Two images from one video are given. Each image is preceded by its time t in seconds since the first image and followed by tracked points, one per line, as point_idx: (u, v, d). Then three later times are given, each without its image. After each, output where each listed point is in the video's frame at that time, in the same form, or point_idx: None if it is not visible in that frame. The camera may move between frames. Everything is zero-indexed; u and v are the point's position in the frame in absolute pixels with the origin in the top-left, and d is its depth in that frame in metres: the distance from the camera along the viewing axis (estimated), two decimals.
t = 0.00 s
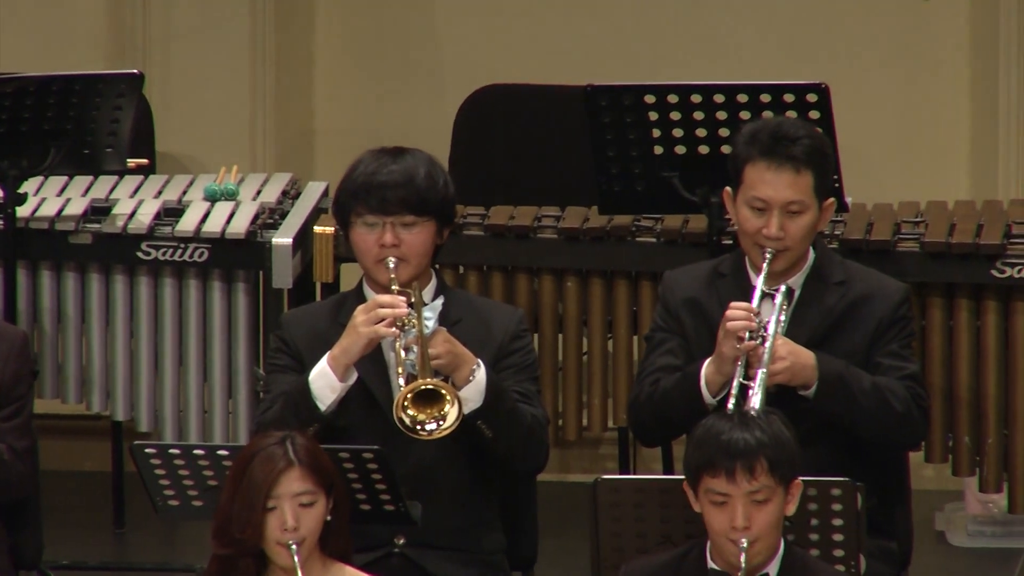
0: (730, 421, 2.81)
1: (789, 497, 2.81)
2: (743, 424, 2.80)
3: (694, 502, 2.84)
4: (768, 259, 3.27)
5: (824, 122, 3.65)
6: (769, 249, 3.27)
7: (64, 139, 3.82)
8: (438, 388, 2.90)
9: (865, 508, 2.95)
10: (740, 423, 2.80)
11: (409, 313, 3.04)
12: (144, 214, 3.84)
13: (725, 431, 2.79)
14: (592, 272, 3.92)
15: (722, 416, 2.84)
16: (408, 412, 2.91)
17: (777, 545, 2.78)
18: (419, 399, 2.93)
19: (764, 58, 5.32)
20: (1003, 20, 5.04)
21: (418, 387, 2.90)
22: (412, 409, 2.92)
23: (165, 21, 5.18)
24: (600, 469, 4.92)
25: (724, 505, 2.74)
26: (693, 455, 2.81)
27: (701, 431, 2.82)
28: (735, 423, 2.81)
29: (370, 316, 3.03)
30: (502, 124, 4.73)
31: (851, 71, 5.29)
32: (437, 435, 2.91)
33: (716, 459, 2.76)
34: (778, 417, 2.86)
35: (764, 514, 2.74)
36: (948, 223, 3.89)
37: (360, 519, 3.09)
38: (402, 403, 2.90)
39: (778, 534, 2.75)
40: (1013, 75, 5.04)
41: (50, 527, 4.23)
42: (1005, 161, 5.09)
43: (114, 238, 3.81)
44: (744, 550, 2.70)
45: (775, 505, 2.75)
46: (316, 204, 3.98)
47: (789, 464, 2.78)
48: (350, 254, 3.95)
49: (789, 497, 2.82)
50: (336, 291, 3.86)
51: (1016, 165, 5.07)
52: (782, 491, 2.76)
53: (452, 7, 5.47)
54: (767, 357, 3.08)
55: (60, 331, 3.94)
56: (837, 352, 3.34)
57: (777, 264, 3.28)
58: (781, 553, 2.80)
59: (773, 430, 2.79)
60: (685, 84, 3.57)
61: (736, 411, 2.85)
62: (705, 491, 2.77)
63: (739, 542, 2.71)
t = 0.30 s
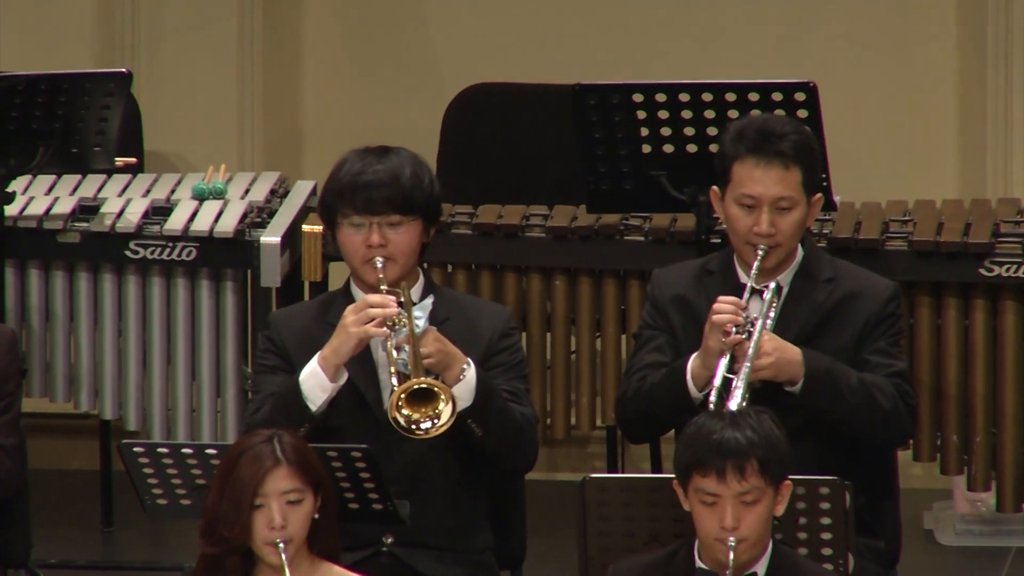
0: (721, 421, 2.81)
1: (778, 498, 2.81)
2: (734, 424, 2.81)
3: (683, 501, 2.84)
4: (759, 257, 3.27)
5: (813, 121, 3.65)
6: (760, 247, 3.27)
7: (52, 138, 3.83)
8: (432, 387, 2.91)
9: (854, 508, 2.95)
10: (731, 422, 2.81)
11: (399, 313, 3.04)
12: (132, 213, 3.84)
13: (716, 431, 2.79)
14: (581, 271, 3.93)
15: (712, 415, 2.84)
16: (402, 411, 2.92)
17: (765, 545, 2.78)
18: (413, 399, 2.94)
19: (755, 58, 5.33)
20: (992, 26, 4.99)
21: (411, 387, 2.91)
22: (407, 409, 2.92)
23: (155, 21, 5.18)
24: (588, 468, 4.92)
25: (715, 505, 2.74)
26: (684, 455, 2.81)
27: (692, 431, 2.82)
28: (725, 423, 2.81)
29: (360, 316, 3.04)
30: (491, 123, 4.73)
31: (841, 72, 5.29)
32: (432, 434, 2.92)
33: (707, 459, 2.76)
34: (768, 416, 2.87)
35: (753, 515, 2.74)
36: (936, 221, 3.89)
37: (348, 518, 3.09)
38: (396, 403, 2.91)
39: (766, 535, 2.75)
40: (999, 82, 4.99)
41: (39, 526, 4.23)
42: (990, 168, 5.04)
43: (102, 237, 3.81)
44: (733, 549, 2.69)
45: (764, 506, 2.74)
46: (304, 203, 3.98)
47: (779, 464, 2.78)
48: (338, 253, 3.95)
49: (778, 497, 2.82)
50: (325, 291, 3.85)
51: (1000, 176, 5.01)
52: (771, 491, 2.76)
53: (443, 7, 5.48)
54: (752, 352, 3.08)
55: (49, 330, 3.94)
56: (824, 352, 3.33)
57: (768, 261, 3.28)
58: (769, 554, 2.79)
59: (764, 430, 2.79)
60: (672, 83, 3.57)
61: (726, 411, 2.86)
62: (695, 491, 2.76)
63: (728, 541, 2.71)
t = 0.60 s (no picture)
0: (710, 420, 2.82)
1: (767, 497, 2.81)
2: (724, 422, 2.81)
3: (673, 501, 2.84)
4: (747, 256, 3.26)
5: (801, 120, 3.65)
6: (747, 246, 3.26)
7: (39, 138, 3.84)
8: (421, 386, 2.90)
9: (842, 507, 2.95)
10: (721, 421, 2.81)
11: (388, 313, 3.03)
12: (120, 213, 3.84)
13: (706, 429, 2.79)
14: (569, 270, 3.93)
15: (702, 414, 2.84)
16: (392, 412, 2.91)
17: (754, 545, 2.78)
18: (402, 399, 2.93)
19: (746, 58, 5.33)
20: (980, 28, 4.97)
21: (401, 387, 2.90)
22: (397, 409, 2.91)
23: (145, 21, 5.19)
24: (576, 468, 4.92)
25: (704, 503, 2.73)
26: (674, 453, 2.81)
27: (682, 430, 2.82)
28: (715, 422, 2.81)
29: (349, 315, 3.03)
30: (481, 123, 4.74)
31: (832, 71, 5.30)
32: (422, 434, 2.91)
33: (696, 457, 2.76)
34: (758, 416, 2.87)
35: (743, 513, 2.73)
36: (924, 220, 3.89)
37: (336, 518, 3.09)
38: (385, 404, 2.89)
39: (755, 533, 2.75)
40: (987, 85, 4.97)
41: (27, 526, 4.23)
42: (978, 168, 5.02)
43: (91, 236, 3.82)
44: (722, 548, 2.68)
45: (753, 504, 2.74)
46: (292, 202, 3.98)
47: (769, 463, 2.78)
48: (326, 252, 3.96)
49: (767, 496, 2.81)
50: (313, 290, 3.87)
51: (989, 176, 5.00)
52: (761, 490, 2.76)
53: (435, 6, 5.48)
54: (741, 351, 3.08)
55: (37, 329, 3.94)
56: (811, 350, 3.34)
57: (755, 261, 3.28)
58: (759, 553, 2.79)
59: (753, 429, 2.80)
60: (660, 83, 3.58)
61: (715, 410, 2.86)
62: (685, 489, 2.76)
63: (717, 540, 2.69)
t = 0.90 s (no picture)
0: (704, 419, 2.81)
1: (761, 497, 2.81)
2: (719, 421, 2.81)
3: (667, 500, 2.83)
4: (738, 258, 3.26)
5: (794, 120, 3.65)
6: (738, 247, 3.26)
7: (33, 138, 3.87)
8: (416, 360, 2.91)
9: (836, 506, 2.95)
10: (716, 420, 2.81)
11: (381, 298, 3.07)
12: (114, 212, 3.84)
13: (700, 429, 2.79)
14: (562, 270, 3.93)
15: (696, 413, 2.84)
16: (386, 385, 2.91)
17: (748, 544, 2.78)
18: (396, 373, 2.93)
19: (741, 58, 5.33)
20: (973, 27, 4.98)
21: (394, 361, 2.91)
22: (390, 383, 2.92)
23: (138, 22, 5.18)
24: (570, 468, 4.92)
25: (698, 503, 2.74)
26: (668, 453, 2.80)
27: (676, 429, 2.82)
28: (709, 421, 2.81)
29: (342, 303, 3.05)
30: (474, 123, 4.74)
31: (827, 71, 5.30)
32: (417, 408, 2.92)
33: (691, 457, 2.76)
34: (752, 415, 2.87)
35: (736, 513, 2.74)
36: (918, 220, 3.89)
37: (329, 518, 3.09)
38: (380, 375, 2.90)
39: (748, 533, 2.75)
40: (980, 85, 4.98)
41: (20, 526, 4.22)
42: (971, 167, 5.04)
43: (84, 236, 3.82)
44: (716, 548, 2.70)
45: (748, 504, 2.75)
46: (286, 202, 3.98)
47: (764, 462, 2.78)
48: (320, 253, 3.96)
49: (762, 495, 2.82)
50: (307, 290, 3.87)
51: (981, 174, 5.01)
52: (755, 490, 2.76)
53: (430, 6, 5.48)
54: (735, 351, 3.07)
55: (30, 329, 3.94)
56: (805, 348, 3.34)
57: (746, 262, 3.28)
58: (752, 553, 2.79)
59: (748, 429, 2.79)
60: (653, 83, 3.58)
61: (710, 410, 2.85)
62: (679, 489, 2.76)
63: (712, 539, 2.71)
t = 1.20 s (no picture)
0: (698, 419, 2.81)
1: (755, 497, 2.81)
2: (713, 421, 2.81)
3: (661, 500, 2.83)
4: (734, 255, 3.26)
5: (789, 120, 3.65)
6: (734, 246, 3.26)
7: (28, 137, 3.87)
8: (411, 363, 2.92)
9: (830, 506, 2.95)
10: (710, 420, 2.81)
11: (376, 301, 3.07)
12: (109, 212, 3.85)
13: (694, 428, 2.79)
14: (557, 269, 3.92)
15: (690, 413, 2.84)
16: (382, 390, 2.93)
17: (743, 544, 2.77)
18: (393, 379, 2.95)
19: (737, 58, 5.34)
20: (967, 28, 4.98)
21: (391, 365, 2.92)
22: (387, 387, 2.94)
23: (134, 22, 5.19)
24: (564, 468, 4.92)
25: (693, 503, 2.73)
26: (662, 452, 2.80)
27: (670, 429, 2.82)
28: (703, 420, 2.81)
29: (337, 304, 3.06)
30: (469, 123, 4.74)
31: (823, 71, 5.30)
32: (414, 412, 2.93)
33: (685, 457, 2.76)
34: (746, 416, 2.87)
35: (732, 512, 2.73)
36: (913, 220, 3.88)
37: (324, 517, 3.09)
38: (376, 380, 2.92)
39: (743, 533, 2.75)
40: (975, 86, 4.98)
41: (15, 526, 4.22)
42: (966, 167, 5.04)
43: (79, 235, 3.82)
44: (710, 547, 2.69)
45: (742, 503, 2.74)
46: (280, 201, 3.98)
47: (758, 462, 2.79)
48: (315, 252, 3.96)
49: (756, 496, 2.81)
50: (301, 290, 3.85)
51: (977, 175, 5.01)
52: (750, 489, 2.76)
53: (426, 5, 5.48)
54: (728, 347, 3.07)
55: (25, 329, 3.94)
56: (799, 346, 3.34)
57: (742, 261, 3.28)
58: (747, 552, 2.79)
59: (742, 429, 2.80)
60: (647, 83, 3.58)
61: (704, 409, 2.86)
62: (673, 489, 2.76)
63: (706, 539, 2.69)
